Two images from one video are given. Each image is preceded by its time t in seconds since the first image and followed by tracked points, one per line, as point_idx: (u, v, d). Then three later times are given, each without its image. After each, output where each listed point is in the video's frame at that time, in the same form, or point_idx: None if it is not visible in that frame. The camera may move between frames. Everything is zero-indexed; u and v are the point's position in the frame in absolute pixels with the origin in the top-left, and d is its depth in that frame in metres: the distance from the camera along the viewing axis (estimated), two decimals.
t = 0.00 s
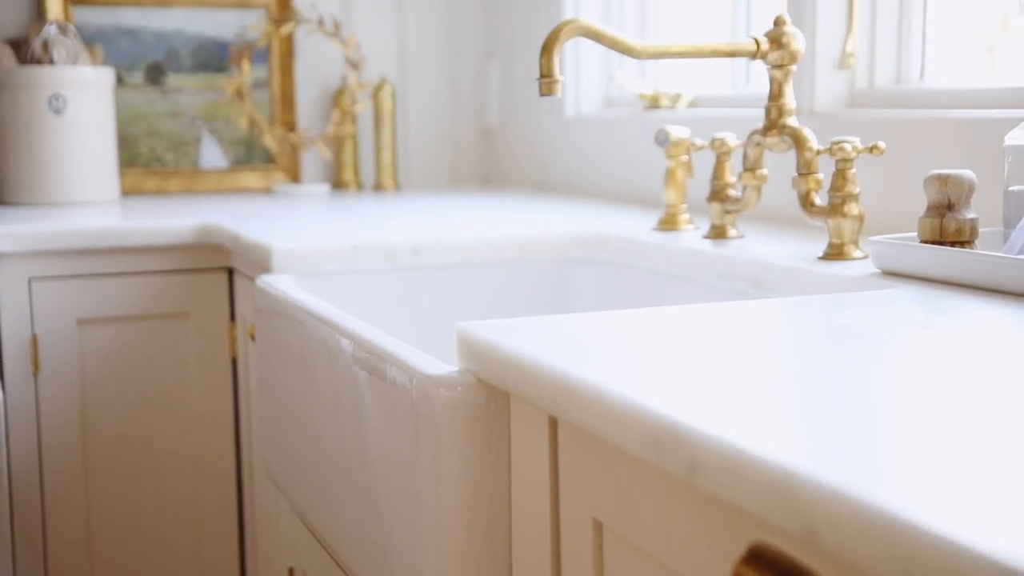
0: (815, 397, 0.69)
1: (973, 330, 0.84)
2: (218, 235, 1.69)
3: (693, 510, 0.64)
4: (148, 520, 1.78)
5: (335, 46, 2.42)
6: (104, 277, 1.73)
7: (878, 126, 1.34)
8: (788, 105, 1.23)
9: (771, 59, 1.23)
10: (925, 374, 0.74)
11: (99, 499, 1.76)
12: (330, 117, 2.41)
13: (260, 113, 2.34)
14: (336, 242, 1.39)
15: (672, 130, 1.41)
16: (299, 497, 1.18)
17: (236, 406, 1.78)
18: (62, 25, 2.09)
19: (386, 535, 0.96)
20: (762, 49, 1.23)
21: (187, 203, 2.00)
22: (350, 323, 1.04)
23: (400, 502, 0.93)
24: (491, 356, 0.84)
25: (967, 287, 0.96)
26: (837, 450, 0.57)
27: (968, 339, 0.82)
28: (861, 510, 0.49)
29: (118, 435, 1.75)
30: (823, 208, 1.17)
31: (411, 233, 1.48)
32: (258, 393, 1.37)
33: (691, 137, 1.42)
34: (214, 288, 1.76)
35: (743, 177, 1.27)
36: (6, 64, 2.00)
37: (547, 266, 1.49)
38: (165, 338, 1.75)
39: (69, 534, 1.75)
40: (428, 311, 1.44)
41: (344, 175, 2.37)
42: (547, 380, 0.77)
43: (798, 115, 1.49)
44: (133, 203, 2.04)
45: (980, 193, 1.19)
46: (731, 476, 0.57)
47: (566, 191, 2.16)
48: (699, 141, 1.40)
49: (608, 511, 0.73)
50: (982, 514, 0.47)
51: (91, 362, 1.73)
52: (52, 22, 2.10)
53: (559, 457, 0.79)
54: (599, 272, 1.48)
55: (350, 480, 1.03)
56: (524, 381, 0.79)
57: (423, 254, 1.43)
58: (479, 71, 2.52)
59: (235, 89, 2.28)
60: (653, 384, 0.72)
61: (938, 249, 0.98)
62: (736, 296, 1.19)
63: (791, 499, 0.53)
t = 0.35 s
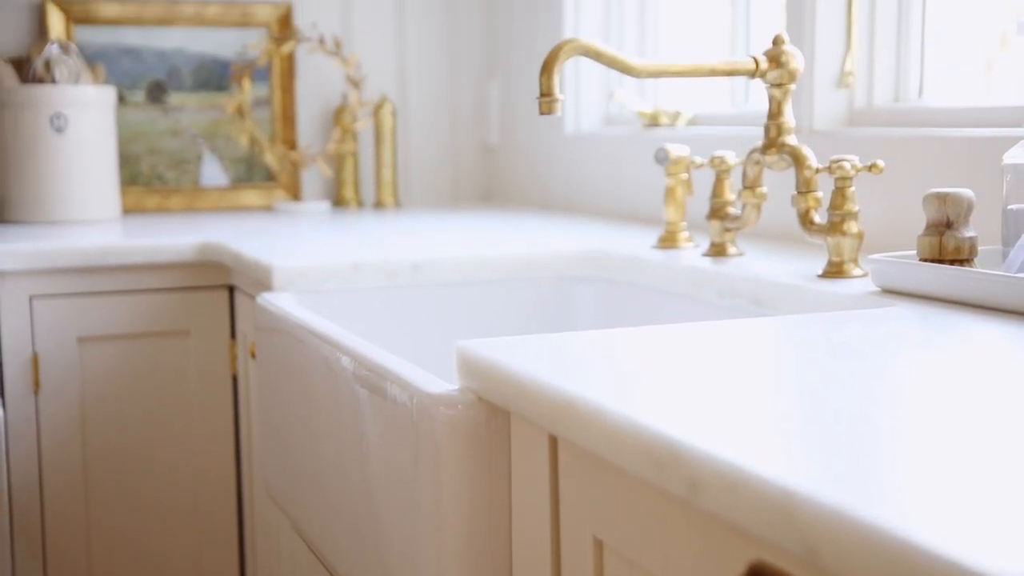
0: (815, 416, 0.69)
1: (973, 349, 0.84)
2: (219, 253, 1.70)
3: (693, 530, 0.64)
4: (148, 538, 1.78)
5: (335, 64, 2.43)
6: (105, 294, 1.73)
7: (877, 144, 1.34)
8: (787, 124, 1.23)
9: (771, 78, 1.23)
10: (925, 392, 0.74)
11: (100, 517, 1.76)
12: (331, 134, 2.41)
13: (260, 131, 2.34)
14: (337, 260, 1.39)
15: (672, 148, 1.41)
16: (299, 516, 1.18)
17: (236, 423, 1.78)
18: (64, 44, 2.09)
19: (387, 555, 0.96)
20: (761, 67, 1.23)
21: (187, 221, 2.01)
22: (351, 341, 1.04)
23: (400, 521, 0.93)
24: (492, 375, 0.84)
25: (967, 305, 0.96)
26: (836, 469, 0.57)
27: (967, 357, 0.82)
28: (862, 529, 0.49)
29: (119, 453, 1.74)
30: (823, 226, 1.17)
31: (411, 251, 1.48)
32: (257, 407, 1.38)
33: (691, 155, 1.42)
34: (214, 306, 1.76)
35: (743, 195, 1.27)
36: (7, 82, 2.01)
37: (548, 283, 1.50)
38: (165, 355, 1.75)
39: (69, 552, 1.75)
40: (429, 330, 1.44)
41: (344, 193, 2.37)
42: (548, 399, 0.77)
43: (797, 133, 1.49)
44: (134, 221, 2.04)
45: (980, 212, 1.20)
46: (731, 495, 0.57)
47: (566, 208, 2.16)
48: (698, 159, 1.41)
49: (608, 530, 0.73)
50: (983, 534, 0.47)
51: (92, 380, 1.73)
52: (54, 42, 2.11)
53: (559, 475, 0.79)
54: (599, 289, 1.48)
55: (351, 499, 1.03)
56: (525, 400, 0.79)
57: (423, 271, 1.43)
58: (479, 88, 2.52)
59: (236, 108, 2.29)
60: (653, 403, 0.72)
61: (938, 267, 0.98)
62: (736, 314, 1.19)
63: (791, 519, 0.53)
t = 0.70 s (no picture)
0: (814, 436, 0.69)
1: (973, 368, 0.84)
2: (219, 272, 1.70)
3: (693, 550, 0.64)
4: (148, 557, 1.78)
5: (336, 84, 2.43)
6: (105, 313, 1.73)
7: (876, 164, 1.35)
8: (786, 144, 1.24)
9: (770, 98, 1.24)
10: (925, 412, 0.74)
11: (99, 536, 1.76)
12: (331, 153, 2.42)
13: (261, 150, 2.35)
14: (337, 279, 1.40)
15: (672, 167, 1.41)
16: (299, 536, 1.18)
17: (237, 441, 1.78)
18: (66, 64, 2.10)
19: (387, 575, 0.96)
20: (760, 87, 1.24)
21: (188, 240, 2.01)
22: (351, 360, 1.04)
23: (400, 540, 0.93)
24: (492, 394, 0.84)
25: (966, 324, 0.97)
26: (836, 489, 0.57)
27: (967, 377, 0.82)
28: (862, 550, 0.49)
29: (119, 472, 1.74)
30: (822, 245, 1.17)
31: (412, 270, 1.48)
32: (258, 424, 1.39)
33: (690, 174, 1.43)
34: (214, 324, 1.76)
35: (742, 215, 1.27)
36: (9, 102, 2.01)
37: (548, 302, 1.50)
38: (165, 374, 1.75)
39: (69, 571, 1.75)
40: (429, 349, 1.44)
41: (345, 212, 2.37)
42: (547, 418, 0.77)
43: (796, 152, 1.50)
44: (136, 241, 2.04)
45: (979, 231, 1.20)
46: (730, 515, 0.58)
47: (567, 227, 2.16)
48: (698, 178, 1.41)
49: (608, 550, 0.73)
50: (982, 554, 0.47)
51: (93, 399, 1.73)
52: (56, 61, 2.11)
53: (559, 495, 0.79)
54: (599, 308, 1.49)
55: (351, 518, 1.03)
56: (525, 419, 0.80)
57: (423, 290, 1.43)
58: (479, 107, 2.53)
59: (236, 127, 2.29)
60: (653, 422, 0.72)
61: (937, 286, 0.99)
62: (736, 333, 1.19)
63: (790, 538, 0.53)
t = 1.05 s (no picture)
0: (815, 455, 0.69)
1: (973, 387, 0.84)
2: (220, 290, 1.70)
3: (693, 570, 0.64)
4: None
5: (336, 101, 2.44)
6: (105, 332, 1.73)
7: (875, 183, 1.35)
8: (785, 162, 1.24)
9: (769, 117, 1.24)
10: (925, 430, 0.74)
11: (100, 554, 1.76)
12: (332, 172, 2.42)
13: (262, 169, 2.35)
14: (337, 297, 1.40)
15: (671, 186, 1.42)
16: (299, 555, 1.18)
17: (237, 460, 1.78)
18: (67, 83, 2.10)
19: None
20: (759, 107, 1.24)
21: (188, 259, 2.01)
22: (351, 379, 1.04)
23: (400, 560, 0.93)
24: (492, 412, 0.84)
25: (965, 343, 0.97)
26: (835, 509, 0.57)
27: (967, 395, 0.82)
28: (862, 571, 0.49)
29: (119, 491, 1.74)
30: (821, 263, 1.17)
31: (412, 288, 1.48)
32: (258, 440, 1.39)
33: (690, 193, 1.43)
34: (215, 342, 1.76)
35: (742, 233, 1.27)
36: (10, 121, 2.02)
37: (548, 321, 1.50)
38: (166, 393, 1.75)
39: None
40: (430, 367, 1.44)
41: (345, 230, 2.38)
42: (548, 437, 0.77)
43: (796, 170, 1.50)
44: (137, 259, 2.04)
45: (978, 249, 1.20)
46: (731, 534, 0.58)
47: (567, 245, 2.17)
48: (697, 197, 1.42)
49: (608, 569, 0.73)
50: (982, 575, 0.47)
51: (93, 418, 1.73)
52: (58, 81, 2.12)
53: (559, 513, 0.79)
54: (600, 326, 1.49)
55: (350, 536, 1.03)
56: (525, 437, 0.80)
57: (423, 308, 1.43)
58: (479, 125, 2.54)
59: (237, 146, 2.30)
60: (654, 441, 0.72)
61: (936, 305, 0.99)
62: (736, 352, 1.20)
63: (791, 558, 0.53)
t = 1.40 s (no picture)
0: (816, 479, 0.69)
1: (975, 410, 0.84)
2: (220, 313, 1.70)
3: None
4: None
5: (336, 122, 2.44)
6: (105, 355, 1.73)
7: (874, 205, 1.35)
8: (784, 185, 1.24)
9: (768, 140, 1.25)
10: (926, 454, 0.74)
11: None
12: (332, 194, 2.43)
13: (261, 190, 2.36)
14: (337, 320, 1.40)
15: (671, 209, 1.42)
16: None
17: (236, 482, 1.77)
18: (68, 107, 2.10)
19: None
20: (759, 130, 1.25)
21: (188, 281, 2.01)
22: (351, 403, 1.04)
23: None
24: (492, 435, 0.84)
25: (965, 366, 0.97)
26: (837, 533, 0.57)
27: (968, 419, 0.82)
28: None
29: (118, 514, 1.74)
30: (821, 286, 1.17)
31: (412, 310, 1.48)
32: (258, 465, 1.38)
33: (690, 216, 1.43)
34: (214, 365, 1.76)
35: (742, 256, 1.27)
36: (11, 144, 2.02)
37: (549, 343, 1.50)
38: (165, 416, 1.75)
39: None
40: (430, 390, 1.44)
41: (345, 253, 2.38)
42: (547, 461, 0.76)
43: (796, 193, 1.50)
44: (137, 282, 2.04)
45: (978, 272, 1.20)
46: (732, 560, 0.57)
47: (567, 267, 2.17)
48: (697, 219, 1.42)
49: None
50: None
51: (92, 441, 1.73)
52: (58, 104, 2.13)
53: (560, 537, 0.79)
54: (600, 348, 1.49)
55: (350, 560, 1.03)
56: (525, 461, 0.79)
57: (423, 330, 1.43)
58: (480, 147, 2.54)
59: (236, 168, 2.31)
60: (654, 465, 0.72)
61: (936, 328, 0.99)
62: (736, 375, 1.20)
63: None
